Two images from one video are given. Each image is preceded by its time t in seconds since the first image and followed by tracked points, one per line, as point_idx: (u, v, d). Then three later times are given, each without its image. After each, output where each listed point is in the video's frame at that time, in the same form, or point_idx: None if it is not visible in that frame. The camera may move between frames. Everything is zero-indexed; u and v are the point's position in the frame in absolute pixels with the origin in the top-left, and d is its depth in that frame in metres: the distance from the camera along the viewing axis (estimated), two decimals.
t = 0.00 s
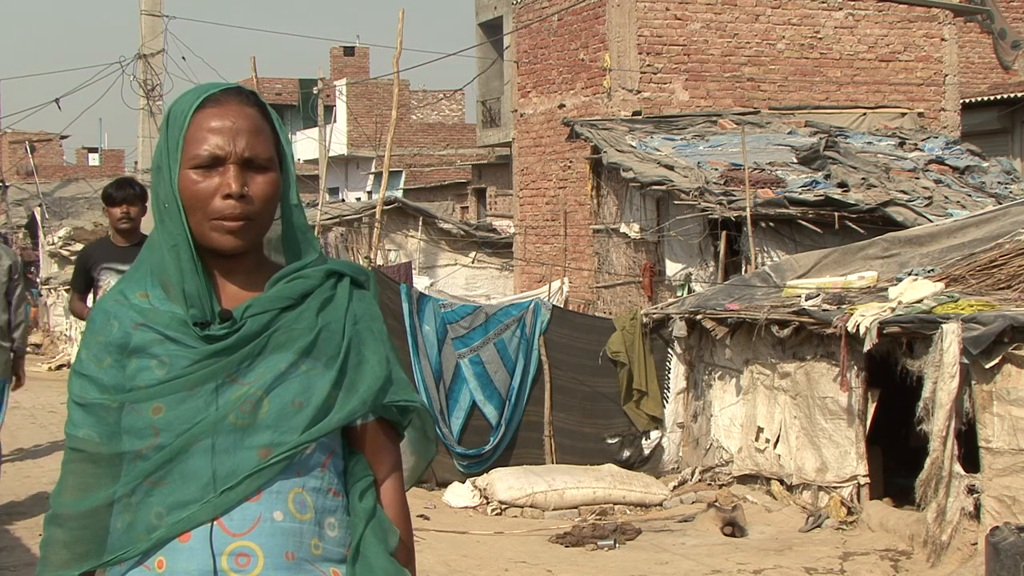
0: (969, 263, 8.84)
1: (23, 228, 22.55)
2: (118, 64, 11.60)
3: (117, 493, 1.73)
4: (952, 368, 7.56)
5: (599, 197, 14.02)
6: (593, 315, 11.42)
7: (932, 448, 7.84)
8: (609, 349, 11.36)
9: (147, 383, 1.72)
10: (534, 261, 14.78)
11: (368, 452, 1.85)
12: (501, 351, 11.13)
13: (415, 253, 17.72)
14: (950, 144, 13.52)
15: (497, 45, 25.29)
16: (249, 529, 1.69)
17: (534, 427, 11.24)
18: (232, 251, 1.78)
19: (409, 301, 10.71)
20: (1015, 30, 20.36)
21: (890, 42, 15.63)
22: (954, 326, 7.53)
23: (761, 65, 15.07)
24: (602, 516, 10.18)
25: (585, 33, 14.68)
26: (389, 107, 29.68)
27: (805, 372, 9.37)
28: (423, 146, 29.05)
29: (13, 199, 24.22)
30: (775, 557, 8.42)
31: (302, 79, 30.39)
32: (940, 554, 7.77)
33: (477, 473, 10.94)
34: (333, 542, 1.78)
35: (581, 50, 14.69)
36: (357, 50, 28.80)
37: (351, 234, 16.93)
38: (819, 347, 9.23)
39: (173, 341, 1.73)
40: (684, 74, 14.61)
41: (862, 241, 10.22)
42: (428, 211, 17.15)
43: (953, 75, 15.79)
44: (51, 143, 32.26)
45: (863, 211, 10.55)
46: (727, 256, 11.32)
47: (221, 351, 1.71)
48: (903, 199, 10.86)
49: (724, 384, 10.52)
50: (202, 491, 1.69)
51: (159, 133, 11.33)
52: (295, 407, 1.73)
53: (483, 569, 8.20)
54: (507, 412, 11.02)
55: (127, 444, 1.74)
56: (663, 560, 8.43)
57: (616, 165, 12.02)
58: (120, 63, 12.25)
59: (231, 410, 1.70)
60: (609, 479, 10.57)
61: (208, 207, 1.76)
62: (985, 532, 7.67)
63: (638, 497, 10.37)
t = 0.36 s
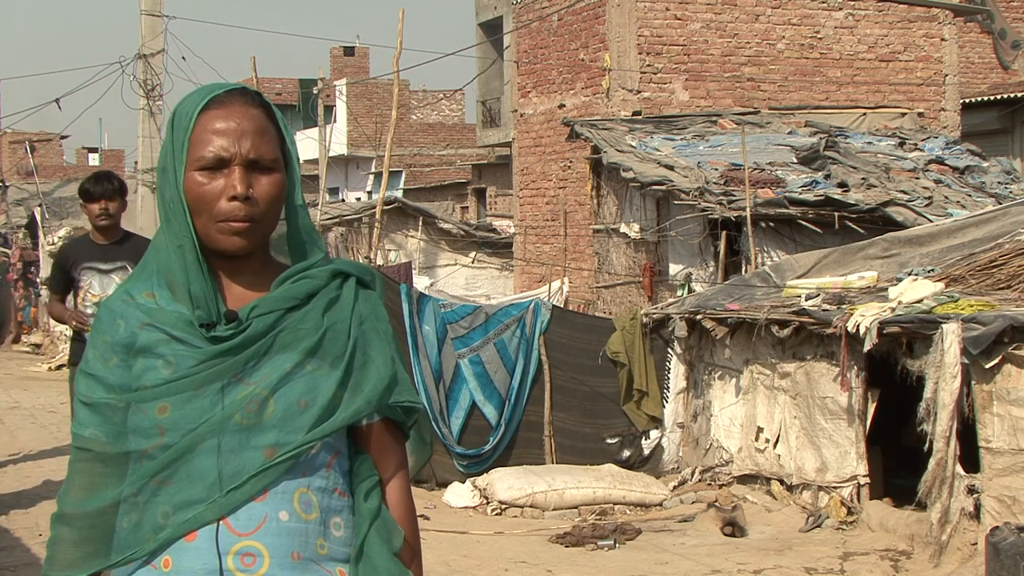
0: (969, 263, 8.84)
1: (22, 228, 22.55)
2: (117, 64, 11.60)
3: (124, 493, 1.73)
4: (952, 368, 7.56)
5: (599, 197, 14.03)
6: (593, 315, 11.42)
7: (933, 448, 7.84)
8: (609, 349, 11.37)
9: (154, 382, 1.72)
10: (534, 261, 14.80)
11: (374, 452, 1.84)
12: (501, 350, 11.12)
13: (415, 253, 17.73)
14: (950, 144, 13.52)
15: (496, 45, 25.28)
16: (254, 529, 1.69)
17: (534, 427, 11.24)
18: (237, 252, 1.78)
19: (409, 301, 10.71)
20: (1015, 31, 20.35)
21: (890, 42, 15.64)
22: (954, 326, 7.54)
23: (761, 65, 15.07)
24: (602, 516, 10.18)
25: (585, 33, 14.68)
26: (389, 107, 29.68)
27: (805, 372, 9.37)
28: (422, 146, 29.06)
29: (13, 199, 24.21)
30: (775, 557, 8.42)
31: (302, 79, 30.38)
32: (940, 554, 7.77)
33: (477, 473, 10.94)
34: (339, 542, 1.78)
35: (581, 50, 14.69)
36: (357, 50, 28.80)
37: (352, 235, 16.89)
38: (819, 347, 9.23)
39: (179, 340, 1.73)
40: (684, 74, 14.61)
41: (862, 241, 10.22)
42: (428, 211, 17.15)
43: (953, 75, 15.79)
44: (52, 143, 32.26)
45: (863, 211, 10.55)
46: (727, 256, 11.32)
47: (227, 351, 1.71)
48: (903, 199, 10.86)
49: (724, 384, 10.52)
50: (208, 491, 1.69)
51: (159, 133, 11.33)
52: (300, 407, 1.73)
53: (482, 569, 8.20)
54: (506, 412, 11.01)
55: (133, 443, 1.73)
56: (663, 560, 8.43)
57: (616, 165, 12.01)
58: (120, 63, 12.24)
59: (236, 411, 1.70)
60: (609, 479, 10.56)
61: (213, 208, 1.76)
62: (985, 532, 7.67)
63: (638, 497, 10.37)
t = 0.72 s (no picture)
0: (969, 263, 8.84)
1: (22, 228, 22.54)
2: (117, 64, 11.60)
3: (128, 494, 1.73)
4: (952, 368, 7.56)
5: (599, 197, 14.04)
6: (593, 315, 11.42)
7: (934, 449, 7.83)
8: (609, 349, 11.37)
9: (158, 383, 1.71)
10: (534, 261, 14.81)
11: (377, 452, 1.84)
12: (501, 351, 11.12)
13: (415, 253, 17.73)
14: (949, 144, 13.52)
15: (496, 45, 25.28)
16: (259, 530, 1.69)
17: (534, 427, 11.24)
18: (242, 255, 1.78)
19: (409, 301, 10.71)
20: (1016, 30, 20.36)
21: (890, 42, 15.64)
22: (954, 326, 7.54)
23: (761, 65, 15.07)
24: (602, 516, 10.18)
25: (585, 33, 14.68)
26: (389, 107, 29.69)
27: (805, 372, 9.38)
28: (422, 146, 29.06)
29: (13, 199, 24.21)
30: (775, 557, 8.42)
31: (302, 79, 30.36)
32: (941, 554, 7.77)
33: (477, 473, 10.95)
34: (343, 541, 1.78)
35: (581, 50, 14.69)
36: (357, 50, 28.80)
37: (352, 235, 16.88)
38: (819, 347, 9.23)
39: (183, 341, 1.73)
40: (684, 74, 14.61)
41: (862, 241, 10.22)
42: (428, 211, 17.15)
43: (953, 75, 15.79)
44: (52, 143, 32.25)
45: (863, 211, 10.56)
46: (727, 256, 11.32)
47: (231, 352, 1.70)
48: (903, 199, 10.86)
49: (724, 384, 10.52)
50: (212, 492, 1.69)
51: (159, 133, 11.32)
52: (305, 407, 1.73)
53: (483, 569, 8.20)
54: (506, 412, 11.02)
55: (137, 444, 1.73)
56: (663, 560, 8.43)
57: (617, 165, 12.01)
58: (119, 63, 12.22)
59: (241, 411, 1.70)
60: (609, 479, 10.56)
61: (218, 210, 1.76)
62: (985, 532, 7.67)
63: (638, 497, 10.37)
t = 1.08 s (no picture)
0: (969, 263, 8.84)
1: (22, 228, 22.53)
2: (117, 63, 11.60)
3: (129, 495, 1.73)
4: (953, 368, 7.56)
5: (599, 197, 14.05)
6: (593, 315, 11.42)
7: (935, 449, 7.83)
8: (609, 349, 11.36)
9: (160, 384, 1.71)
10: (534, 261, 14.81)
11: (379, 453, 1.84)
12: (501, 350, 11.12)
13: (415, 253, 17.74)
14: (949, 144, 13.52)
15: (496, 45, 25.28)
16: (261, 531, 1.69)
17: (534, 427, 11.24)
18: (244, 251, 1.78)
19: (409, 301, 10.71)
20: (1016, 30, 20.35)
21: (890, 42, 15.64)
22: (954, 326, 7.54)
23: (761, 65, 15.07)
24: (602, 516, 10.18)
25: (585, 32, 14.68)
26: (389, 107, 29.69)
27: (805, 372, 9.38)
28: (422, 146, 29.06)
29: (13, 199, 24.21)
30: (775, 557, 8.41)
31: (302, 79, 30.35)
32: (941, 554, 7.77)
33: (477, 473, 10.95)
34: (345, 543, 1.78)
35: (581, 50, 14.68)
36: (357, 50, 28.79)
37: (352, 235, 16.88)
38: (819, 347, 9.23)
39: (185, 342, 1.73)
40: (684, 74, 14.61)
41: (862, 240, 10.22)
42: (428, 211, 17.15)
43: (953, 75, 15.79)
44: (52, 143, 32.24)
45: (863, 211, 10.56)
46: (727, 256, 11.32)
47: (233, 352, 1.70)
48: (903, 199, 10.87)
49: (724, 384, 10.52)
50: (214, 493, 1.69)
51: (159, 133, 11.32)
52: (307, 408, 1.73)
53: (482, 569, 8.20)
54: (507, 412, 11.01)
55: (139, 445, 1.73)
56: (663, 560, 8.43)
57: (617, 165, 12.01)
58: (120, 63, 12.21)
59: (243, 412, 1.70)
60: (609, 479, 10.56)
61: (220, 206, 1.76)
62: (985, 532, 7.67)
63: (638, 497, 10.37)
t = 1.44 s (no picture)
0: (969, 263, 8.84)
1: (22, 228, 22.54)
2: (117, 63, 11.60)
3: (128, 495, 1.73)
4: (953, 368, 7.56)
5: (599, 197, 14.06)
6: (593, 315, 11.42)
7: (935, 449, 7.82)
8: (609, 349, 11.36)
9: (158, 384, 1.71)
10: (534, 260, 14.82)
11: (377, 453, 1.84)
12: (500, 350, 11.12)
13: (415, 253, 17.75)
14: (949, 144, 13.52)
15: (496, 45, 25.29)
16: (259, 531, 1.69)
17: (535, 427, 11.25)
18: (238, 249, 1.78)
19: (409, 301, 10.72)
20: (1015, 30, 20.35)
21: (890, 42, 15.64)
22: (954, 326, 7.54)
23: (761, 65, 15.07)
24: (602, 516, 10.18)
25: (585, 33, 14.68)
26: (389, 107, 29.70)
27: (805, 372, 9.38)
28: (422, 146, 29.06)
29: (13, 199, 24.22)
30: (775, 556, 8.42)
31: (302, 79, 30.35)
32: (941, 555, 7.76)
33: (477, 473, 10.96)
34: (343, 542, 1.79)
35: (581, 50, 14.69)
36: (357, 50, 28.79)
37: (352, 235, 16.90)
38: (819, 346, 9.23)
39: (183, 342, 1.73)
40: (684, 74, 14.61)
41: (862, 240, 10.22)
42: (428, 211, 17.16)
43: (953, 75, 15.79)
44: (52, 143, 32.25)
45: (863, 211, 10.56)
46: (727, 256, 11.32)
47: (230, 352, 1.70)
48: (903, 199, 10.87)
49: (724, 384, 10.52)
50: (212, 494, 1.69)
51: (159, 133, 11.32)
52: (305, 408, 1.73)
53: (482, 569, 8.21)
54: (507, 412, 11.02)
55: (137, 445, 1.73)
56: (663, 560, 8.43)
57: (617, 165, 12.01)
58: (120, 63, 12.22)
59: (241, 413, 1.71)
60: (609, 479, 10.56)
61: (214, 204, 1.75)
62: (985, 532, 7.67)
63: (638, 497, 10.37)
